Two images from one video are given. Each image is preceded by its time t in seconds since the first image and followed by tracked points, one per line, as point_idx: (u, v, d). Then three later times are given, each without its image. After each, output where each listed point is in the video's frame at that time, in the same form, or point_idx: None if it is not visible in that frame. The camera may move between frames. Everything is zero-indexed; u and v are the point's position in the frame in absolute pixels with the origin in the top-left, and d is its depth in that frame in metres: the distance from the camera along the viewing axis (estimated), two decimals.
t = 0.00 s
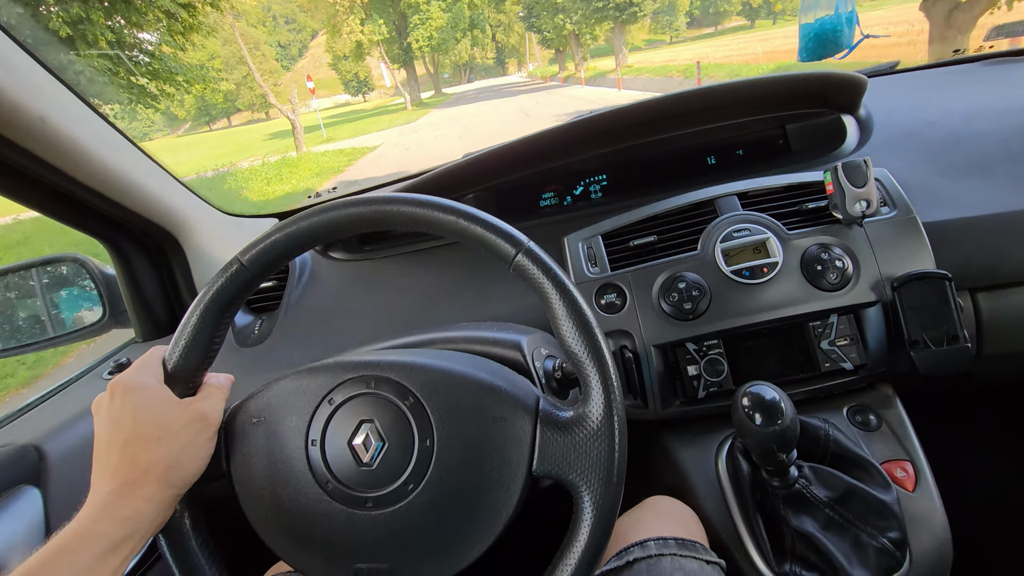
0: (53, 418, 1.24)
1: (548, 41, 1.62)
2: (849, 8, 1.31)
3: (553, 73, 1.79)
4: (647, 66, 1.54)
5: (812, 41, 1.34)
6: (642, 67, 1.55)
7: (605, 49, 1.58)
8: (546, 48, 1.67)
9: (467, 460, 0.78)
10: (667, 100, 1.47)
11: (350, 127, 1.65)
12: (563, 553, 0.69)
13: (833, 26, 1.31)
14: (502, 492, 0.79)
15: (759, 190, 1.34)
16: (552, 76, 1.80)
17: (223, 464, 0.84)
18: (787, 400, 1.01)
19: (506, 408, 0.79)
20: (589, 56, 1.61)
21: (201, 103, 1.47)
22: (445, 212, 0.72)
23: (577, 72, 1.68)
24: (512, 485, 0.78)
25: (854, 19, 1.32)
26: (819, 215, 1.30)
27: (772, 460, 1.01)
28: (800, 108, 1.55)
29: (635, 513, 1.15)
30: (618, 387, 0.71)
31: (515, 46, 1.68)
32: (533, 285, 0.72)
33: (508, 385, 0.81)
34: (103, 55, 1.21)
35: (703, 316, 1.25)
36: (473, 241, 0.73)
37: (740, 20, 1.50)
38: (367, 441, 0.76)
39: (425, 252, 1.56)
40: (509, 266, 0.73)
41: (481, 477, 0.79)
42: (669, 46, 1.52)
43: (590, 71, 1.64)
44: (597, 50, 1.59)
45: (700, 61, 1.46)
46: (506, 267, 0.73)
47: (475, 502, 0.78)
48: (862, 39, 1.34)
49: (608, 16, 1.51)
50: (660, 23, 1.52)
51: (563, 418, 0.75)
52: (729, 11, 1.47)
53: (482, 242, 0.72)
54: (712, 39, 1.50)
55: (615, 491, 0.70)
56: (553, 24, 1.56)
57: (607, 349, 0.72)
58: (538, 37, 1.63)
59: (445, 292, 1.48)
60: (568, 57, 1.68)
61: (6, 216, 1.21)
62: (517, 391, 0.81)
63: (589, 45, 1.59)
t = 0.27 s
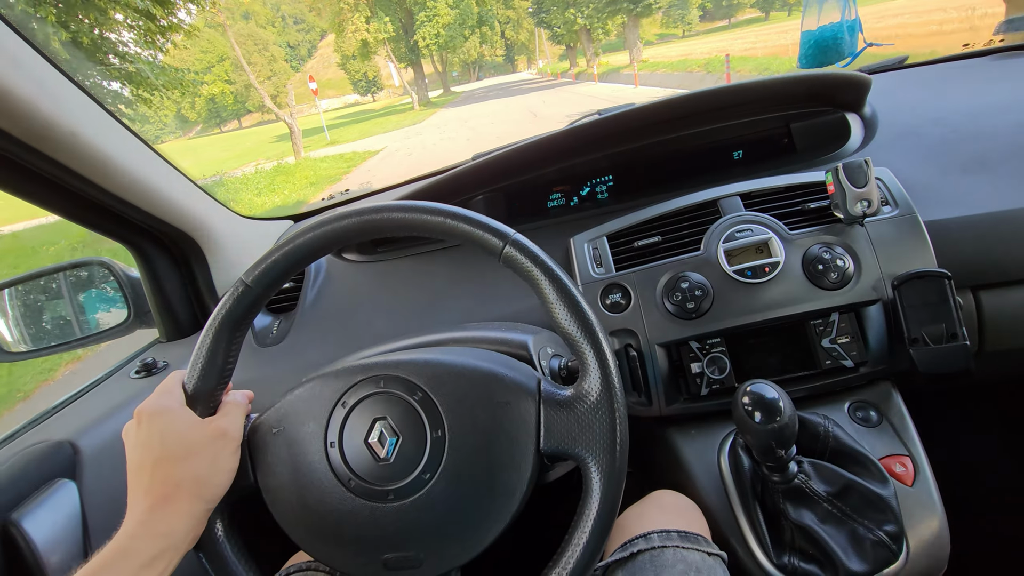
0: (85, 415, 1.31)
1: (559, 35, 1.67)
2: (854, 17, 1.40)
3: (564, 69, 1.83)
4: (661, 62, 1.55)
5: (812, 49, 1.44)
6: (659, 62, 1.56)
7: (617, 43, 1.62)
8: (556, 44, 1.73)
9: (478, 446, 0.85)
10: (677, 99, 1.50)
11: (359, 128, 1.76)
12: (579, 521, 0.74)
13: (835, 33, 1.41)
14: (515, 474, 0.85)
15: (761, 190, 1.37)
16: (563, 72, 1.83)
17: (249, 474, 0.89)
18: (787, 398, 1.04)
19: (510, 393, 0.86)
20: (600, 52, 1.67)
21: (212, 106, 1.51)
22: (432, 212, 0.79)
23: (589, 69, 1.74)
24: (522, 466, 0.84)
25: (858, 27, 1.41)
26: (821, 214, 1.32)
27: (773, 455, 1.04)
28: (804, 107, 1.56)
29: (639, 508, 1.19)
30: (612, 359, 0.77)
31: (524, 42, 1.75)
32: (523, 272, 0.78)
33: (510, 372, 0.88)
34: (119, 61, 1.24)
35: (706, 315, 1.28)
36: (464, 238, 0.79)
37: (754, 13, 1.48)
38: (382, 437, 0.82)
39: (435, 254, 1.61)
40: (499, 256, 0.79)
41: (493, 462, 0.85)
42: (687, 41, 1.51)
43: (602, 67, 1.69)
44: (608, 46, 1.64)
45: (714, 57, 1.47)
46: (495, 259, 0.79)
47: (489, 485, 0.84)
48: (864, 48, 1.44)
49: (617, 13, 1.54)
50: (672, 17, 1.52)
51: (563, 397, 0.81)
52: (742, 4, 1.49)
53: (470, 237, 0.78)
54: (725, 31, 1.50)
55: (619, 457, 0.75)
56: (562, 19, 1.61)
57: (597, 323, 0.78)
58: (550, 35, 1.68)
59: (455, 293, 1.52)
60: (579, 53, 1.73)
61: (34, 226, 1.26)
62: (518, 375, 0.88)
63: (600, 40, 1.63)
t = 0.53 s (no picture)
0: (105, 413, 1.33)
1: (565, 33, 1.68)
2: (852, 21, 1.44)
3: (571, 66, 1.83)
4: (678, 56, 1.55)
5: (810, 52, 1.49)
6: (676, 56, 1.56)
7: (628, 37, 1.60)
8: (564, 40, 1.72)
9: (493, 440, 0.86)
10: (689, 97, 1.50)
11: (361, 129, 1.75)
12: (598, 510, 0.77)
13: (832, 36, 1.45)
14: (531, 467, 0.87)
15: (773, 187, 1.36)
16: (572, 68, 1.84)
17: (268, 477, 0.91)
18: (801, 396, 1.04)
19: (522, 386, 0.87)
20: (610, 47, 1.65)
21: (220, 107, 1.50)
22: (438, 211, 0.80)
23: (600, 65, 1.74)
24: (537, 459, 0.86)
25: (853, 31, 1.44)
26: (834, 210, 1.32)
27: (787, 454, 1.04)
28: (816, 103, 1.56)
29: (654, 505, 1.19)
30: (623, 351, 0.79)
31: (531, 39, 1.77)
32: (532, 268, 0.80)
33: (520, 365, 0.89)
34: (137, 70, 1.28)
35: (719, 313, 1.28)
36: (472, 236, 0.80)
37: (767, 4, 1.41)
38: (398, 436, 0.84)
39: (447, 253, 1.62)
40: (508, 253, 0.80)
41: (509, 456, 0.86)
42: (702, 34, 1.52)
43: (614, 62, 1.68)
44: (619, 40, 1.62)
45: (735, 49, 1.47)
46: (503, 255, 0.80)
47: (507, 478, 0.87)
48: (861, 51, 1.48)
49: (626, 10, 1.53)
50: (683, 10, 1.52)
51: (575, 391, 0.83)
52: None
53: (478, 235, 0.79)
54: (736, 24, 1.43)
55: (634, 446, 0.78)
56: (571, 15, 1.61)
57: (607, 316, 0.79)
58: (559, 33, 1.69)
59: (467, 291, 1.53)
60: (589, 49, 1.73)
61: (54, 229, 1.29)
62: (531, 368, 0.89)
63: (610, 35, 1.61)
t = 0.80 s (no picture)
0: (116, 418, 1.34)
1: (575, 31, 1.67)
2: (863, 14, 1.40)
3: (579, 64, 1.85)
4: (693, 53, 1.53)
5: (821, 48, 1.47)
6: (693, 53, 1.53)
7: (638, 35, 1.61)
8: (573, 38, 1.70)
9: (500, 443, 0.86)
10: (694, 97, 1.49)
11: (362, 133, 1.74)
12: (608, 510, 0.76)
13: (843, 32, 1.43)
14: (540, 468, 0.86)
15: (782, 188, 1.34)
16: (579, 66, 1.86)
17: (277, 488, 0.90)
18: (812, 400, 1.02)
19: (526, 388, 0.85)
20: (620, 45, 1.64)
21: (226, 110, 1.48)
22: (436, 214, 0.80)
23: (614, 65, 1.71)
24: (546, 460, 0.85)
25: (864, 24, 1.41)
26: (845, 211, 1.29)
27: (799, 459, 1.02)
28: (825, 102, 1.55)
29: (663, 509, 1.18)
30: (627, 347, 0.78)
31: (539, 38, 1.74)
32: (532, 268, 0.79)
33: (524, 366, 0.88)
34: (144, 76, 1.30)
35: (729, 315, 1.26)
36: (471, 239, 0.80)
37: (777, 1, 1.52)
38: (405, 442, 0.84)
39: (453, 255, 1.62)
40: (507, 255, 0.80)
41: (517, 459, 0.86)
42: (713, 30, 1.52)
43: (626, 61, 1.67)
44: (628, 38, 1.61)
45: (759, 44, 1.50)
46: (503, 257, 0.80)
47: (515, 481, 0.86)
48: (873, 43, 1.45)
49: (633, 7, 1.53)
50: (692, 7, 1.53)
51: (581, 391, 0.82)
52: None
53: (476, 239, 0.80)
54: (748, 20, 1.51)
55: (643, 444, 0.77)
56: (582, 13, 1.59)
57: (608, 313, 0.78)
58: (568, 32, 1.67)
59: (474, 295, 1.53)
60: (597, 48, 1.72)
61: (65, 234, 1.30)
62: (535, 370, 0.88)
63: (620, 32, 1.61)
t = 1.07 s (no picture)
0: (121, 428, 1.31)
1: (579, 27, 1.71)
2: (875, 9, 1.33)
3: (583, 63, 1.88)
4: (706, 50, 1.54)
5: (839, 44, 1.38)
6: (708, 49, 1.53)
7: (643, 33, 1.63)
8: (578, 35, 1.75)
9: (519, 453, 0.83)
10: (711, 99, 1.45)
11: (361, 135, 1.74)
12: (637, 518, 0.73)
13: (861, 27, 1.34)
14: (563, 477, 0.82)
15: (807, 192, 1.30)
16: (585, 65, 1.89)
17: (291, 513, 0.87)
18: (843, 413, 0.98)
19: (544, 395, 0.82)
20: (626, 42, 1.68)
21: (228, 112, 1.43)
22: (440, 221, 0.79)
23: (621, 63, 1.76)
24: (569, 468, 0.82)
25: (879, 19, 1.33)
26: (872, 216, 1.25)
27: (829, 476, 0.98)
28: (847, 104, 1.51)
29: (685, 524, 1.14)
30: (646, 345, 0.75)
31: (543, 35, 1.76)
32: (542, 270, 0.77)
33: (539, 372, 0.84)
34: (147, 78, 1.24)
35: (752, 323, 1.22)
36: (478, 243, 0.79)
37: None
38: (421, 459, 0.81)
39: (466, 260, 1.59)
40: (517, 257, 0.78)
41: (538, 468, 0.82)
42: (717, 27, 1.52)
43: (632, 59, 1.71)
44: (634, 35, 1.64)
45: (780, 40, 1.49)
46: (511, 260, 0.79)
47: (537, 491, 0.83)
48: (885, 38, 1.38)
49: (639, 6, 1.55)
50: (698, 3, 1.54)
51: (601, 395, 0.79)
52: None
53: (482, 243, 0.79)
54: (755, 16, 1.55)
55: (670, 448, 0.74)
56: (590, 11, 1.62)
57: (624, 312, 0.76)
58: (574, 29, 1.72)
59: (487, 302, 1.49)
60: (602, 45, 1.77)
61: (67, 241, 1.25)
62: (551, 374, 0.85)
63: (626, 29, 1.63)
